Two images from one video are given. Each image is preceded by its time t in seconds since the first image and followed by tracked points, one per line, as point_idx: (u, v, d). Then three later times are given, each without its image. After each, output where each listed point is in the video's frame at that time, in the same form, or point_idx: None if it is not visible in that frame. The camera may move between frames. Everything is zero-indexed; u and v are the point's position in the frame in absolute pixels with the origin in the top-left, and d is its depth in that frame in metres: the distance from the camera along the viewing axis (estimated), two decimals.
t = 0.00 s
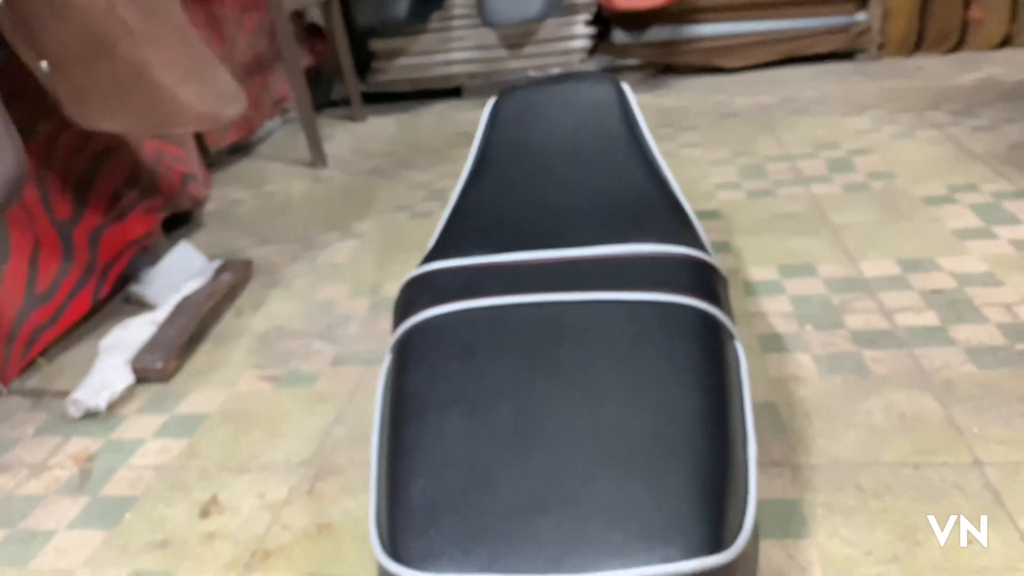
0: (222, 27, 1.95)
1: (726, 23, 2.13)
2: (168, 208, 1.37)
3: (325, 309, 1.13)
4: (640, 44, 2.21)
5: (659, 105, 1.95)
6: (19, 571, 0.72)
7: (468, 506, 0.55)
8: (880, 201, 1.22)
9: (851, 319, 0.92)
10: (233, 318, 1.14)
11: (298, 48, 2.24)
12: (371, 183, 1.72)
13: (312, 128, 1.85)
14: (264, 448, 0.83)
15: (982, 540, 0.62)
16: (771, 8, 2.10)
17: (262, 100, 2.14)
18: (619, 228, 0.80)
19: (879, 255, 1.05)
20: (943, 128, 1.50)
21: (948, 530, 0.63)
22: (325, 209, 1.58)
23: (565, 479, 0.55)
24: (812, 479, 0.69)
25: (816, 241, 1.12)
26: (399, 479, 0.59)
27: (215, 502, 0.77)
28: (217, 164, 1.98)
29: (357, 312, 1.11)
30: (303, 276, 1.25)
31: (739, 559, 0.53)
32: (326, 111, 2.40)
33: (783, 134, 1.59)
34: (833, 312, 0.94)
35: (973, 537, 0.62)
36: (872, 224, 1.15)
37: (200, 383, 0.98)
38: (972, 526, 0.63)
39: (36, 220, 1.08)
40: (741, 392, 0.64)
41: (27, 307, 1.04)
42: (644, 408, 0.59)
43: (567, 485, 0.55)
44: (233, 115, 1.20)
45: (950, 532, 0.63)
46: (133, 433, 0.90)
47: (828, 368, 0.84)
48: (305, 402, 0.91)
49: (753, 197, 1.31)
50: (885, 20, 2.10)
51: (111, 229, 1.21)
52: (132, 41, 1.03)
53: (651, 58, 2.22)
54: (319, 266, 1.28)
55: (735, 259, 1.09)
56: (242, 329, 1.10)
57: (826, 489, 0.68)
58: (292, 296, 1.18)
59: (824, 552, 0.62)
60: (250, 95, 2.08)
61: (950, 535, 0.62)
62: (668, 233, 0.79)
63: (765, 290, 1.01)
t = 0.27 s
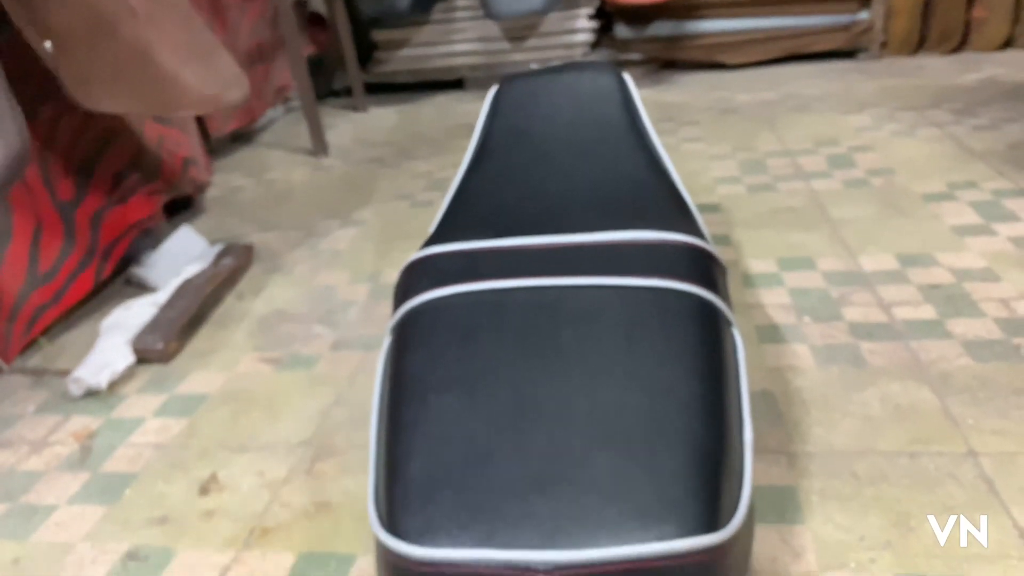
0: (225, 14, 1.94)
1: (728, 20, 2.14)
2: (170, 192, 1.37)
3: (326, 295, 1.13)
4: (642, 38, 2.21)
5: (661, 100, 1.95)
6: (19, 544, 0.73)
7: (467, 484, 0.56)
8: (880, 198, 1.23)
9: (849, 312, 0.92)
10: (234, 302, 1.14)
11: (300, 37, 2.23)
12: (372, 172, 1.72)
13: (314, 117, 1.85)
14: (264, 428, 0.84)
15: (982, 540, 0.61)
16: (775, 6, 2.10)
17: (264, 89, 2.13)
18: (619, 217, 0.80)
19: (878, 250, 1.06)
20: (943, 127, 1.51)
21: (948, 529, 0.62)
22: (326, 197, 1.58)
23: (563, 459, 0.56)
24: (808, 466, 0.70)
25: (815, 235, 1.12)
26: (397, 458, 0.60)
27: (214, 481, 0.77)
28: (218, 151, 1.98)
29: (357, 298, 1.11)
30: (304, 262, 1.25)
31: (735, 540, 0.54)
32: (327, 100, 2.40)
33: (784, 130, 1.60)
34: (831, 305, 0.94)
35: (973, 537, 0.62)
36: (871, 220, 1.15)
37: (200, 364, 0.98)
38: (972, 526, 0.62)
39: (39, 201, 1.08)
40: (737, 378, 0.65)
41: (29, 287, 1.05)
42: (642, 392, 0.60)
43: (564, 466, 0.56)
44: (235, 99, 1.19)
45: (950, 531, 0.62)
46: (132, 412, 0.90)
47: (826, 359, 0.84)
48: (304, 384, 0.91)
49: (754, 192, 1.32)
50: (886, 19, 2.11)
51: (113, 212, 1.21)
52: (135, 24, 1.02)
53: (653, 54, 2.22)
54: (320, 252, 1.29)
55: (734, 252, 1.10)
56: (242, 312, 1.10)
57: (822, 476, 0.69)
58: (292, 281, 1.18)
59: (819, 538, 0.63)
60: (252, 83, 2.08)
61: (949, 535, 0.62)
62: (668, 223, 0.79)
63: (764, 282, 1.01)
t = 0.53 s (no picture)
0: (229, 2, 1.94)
1: (733, 9, 2.14)
2: (173, 178, 1.37)
3: (328, 280, 1.14)
4: (646, 27, 2.21)
5: (663, 89, 1.95)
6: (25, 521, 0.74)
7: (466, 458, 0.57)
8: (881, 184, 1.23)
9: (848, 295, 0.93)
10: (237, 287, 1.15)
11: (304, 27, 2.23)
12: (375, 160, 1.72)
13: (317, 105, 1.85)
14: (266, 410, 0.85)
15: (982, 540, 0.60)
16: None
17: (267, 78, 2.14)
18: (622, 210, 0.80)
19: (878, 235, 1.06)
20: (946, 114, 1.50)
21: (948, 529, 0.61)
22: (329, 185, 1.58)
23: (561, 435, 0.57)
24: (805, 445, 0.71)
25: (815, 220, 1.13)
26: (397, 435, 0.61)
27: (217, 459, 0.78)
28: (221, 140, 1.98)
29: (359, 283, 1.12)
30: (307, 248, 1.26)
31: (730, 512, 0.55)
32: (331, 90, 2.39)
33: (786, 118, 1.60)
34: (830, 288, 0.95)
35: (973, 537, 0.60)
36: (872, 205, 1.15)
37: (203, 348, 0.99)
38: (972, 526, 0.61)
39: (43, 186, 1.09)
40: (735, 357, 0.65)
41: (34, 272, 1.06)
42: (639, 370, 0.60)
43: (561, 443, 0.56)
44: (240, 85, 1.20)
45: (950, 532, 0.61)
46: (136, 393, 0.91)
47: (824, 341, 0.85)
48: (307, 366, 0.92)
49: (755, 178, 1.32)
50: (890, 9, 2.11)
51: (117, 198, 1.21)
52: (140, 10, 1.03)
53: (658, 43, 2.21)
54: (323, 238, 1.29)
55: (734, 237, 1.10)
56: (245, 297, 1.11)
57: (818, 454, 0.69)
58: (295, 267, 1.19)
59: (814, 513, 0.64)
60: (256, 72, 2.08)
61: (949, 536, 0.60)
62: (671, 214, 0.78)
63: (763, 267, 1.01)
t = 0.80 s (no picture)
0: None
1: None
2: (179, 162, 1.38)
3: (332, 262, 1.15)
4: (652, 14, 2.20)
5: (667, 76, 1.95)
6: (35, 493, 0.75)
7: (468, 431, 0.58)
8: (883, 170, 1.23)
9: (848, 278, 0.93)
10: (242, 268, 1.16)
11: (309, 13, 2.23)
12: (379, 145, 1.73)
13: (321, 90, 1.85)
14: (272, 387, 0.86)
15: (982, 541, 0.59)
16: None
17: (272, 64, 2.14)
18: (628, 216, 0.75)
19: (879, 219, 1.07)
20: (949, 101, 1.51)
21: (948, 529, 0.60)
22: (333, 169, 1.59)
23: (561, 410, 0.58)
24: (803, 423, 0.71)
25: (817, 205, 1.13)
26: (401, 409, 0.62)
27: (223, 435, 0.79)
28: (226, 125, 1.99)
29: (363, 265, 1.13)
30: (311, 231, 1.27)
31: (728, 483, 0.56)
32: (335, 76, 2.39)
33: (789, 105, 1.60)
34: (830, 271, 0.95)
35: (973, 538, 0.59)
36: (873, 191, 1.16)
37: (209, 327, 1.00)
38: (972, 526, 0.60)
39: (51, 167, 1.10)
40: (734, 335, 0.66)
41: (42, 252, 1.07)
42: (639, 346, 0.61)
43: (561, 418, 0.57)
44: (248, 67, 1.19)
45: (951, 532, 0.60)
46: (143, 371, 0.92)
47: (823, 323, 0.86)
48: (311, 346, 0.93)
49: (757, 164, 1.32)
50: None
51: (123, 180, 1.22)
52: None
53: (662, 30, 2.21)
54: (327, 221, 1.30)
55: (736, 221, 1.11)
56: (250, 278, 1.12)
57: (816, 432, 0.70)
58: (299, 249, 1.20)
59: (811, 488, 0.65)
60: (261, 58, 2.08)
61: (949, 536, 0.59)
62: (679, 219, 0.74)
63: (764, 250, 1.02)
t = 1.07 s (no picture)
0: None
1: None
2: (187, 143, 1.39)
3: (339, 242, 1.16)
4: None
5: (674, 61, 1.95)
6: (50, 461, 0.77)
7: (474, 401, 0.59)
8: (887, 154, 1.24)
9: (850, 260, 0.94)
10: (250, 247, 1.17)
11: None
12: (385, 128, 1.74)
13: (328, 72, 1.86)
14: (280, 362, 0.87)
15: (983, 541, 0.57)
16: None
17: (280, 47, 2.15)
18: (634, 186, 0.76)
19: (882, 203, 1.08)
20: (955, 87, 1.51)
21: (948, 530, 0.59)
22: (340, 151, 1.60)
23: (564, 381, 0.59)
24: (801, 398, 0.73)
25: (820, 188, 1.14)
26: (408, 380, 0.63)
27: (233, 407, 0.81)
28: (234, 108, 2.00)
29: (370, 245, 1.14)
30: (319, 212, 1.28)
31: (725, 453, 0.57)
32: (343, 60, 2.40)
33: (795, 90, 1.60)
34: (831, 253, 0.96)
35: (973, 537, 0.58)
36: (876, 175, 1.17)
37: (218, 304, 1.02)
38: (972, 526, 0.59)
39: (63, 146, 1.12)
40: (734, 311, 0.67)
41: (54, 229, 1.08)
42: (642, 320, 0.62)
43: (565, 389, 0.59)
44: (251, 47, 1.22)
45: (951, 532, 0.58)
46: (154, 346, 0.94)
47: (824, 302, 0.87)
48: (319, 322, 0.95)
49: (763, 148, 1.33)
50: None
51: (134, 159, 1.24)
52: None
53: (669, 15, 2.23)
54: (334, 202, 1.32)
55: (740, 204, 1.11)
56: (258, 257, 1.14)
57: (814, 407, 0.72)
58: (307, 229, 1.22)
59: (808, 460, 0.66)
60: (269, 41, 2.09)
61: (949, 536, 0.58)
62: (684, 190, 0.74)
63: (767, 232, 1.03)
